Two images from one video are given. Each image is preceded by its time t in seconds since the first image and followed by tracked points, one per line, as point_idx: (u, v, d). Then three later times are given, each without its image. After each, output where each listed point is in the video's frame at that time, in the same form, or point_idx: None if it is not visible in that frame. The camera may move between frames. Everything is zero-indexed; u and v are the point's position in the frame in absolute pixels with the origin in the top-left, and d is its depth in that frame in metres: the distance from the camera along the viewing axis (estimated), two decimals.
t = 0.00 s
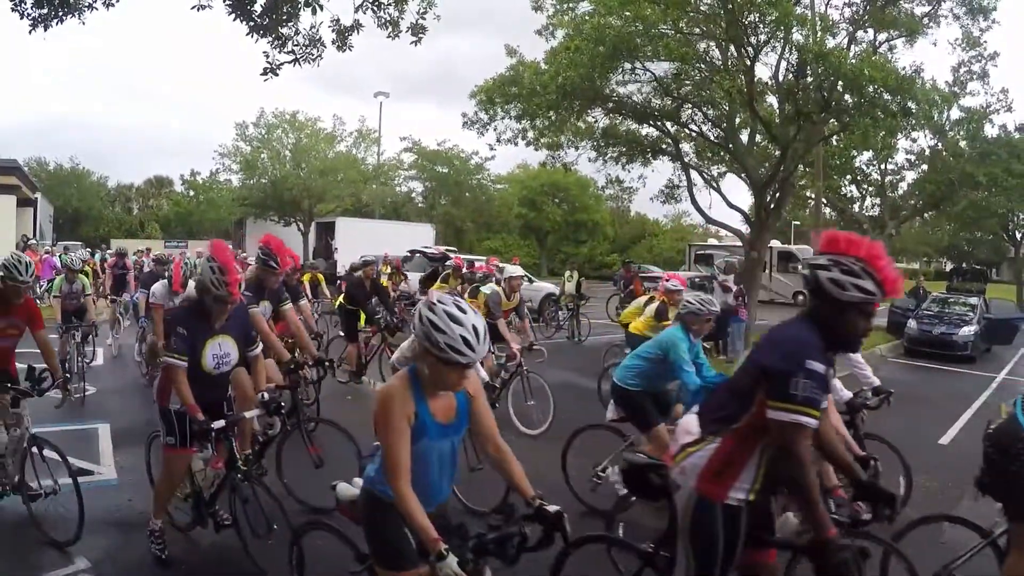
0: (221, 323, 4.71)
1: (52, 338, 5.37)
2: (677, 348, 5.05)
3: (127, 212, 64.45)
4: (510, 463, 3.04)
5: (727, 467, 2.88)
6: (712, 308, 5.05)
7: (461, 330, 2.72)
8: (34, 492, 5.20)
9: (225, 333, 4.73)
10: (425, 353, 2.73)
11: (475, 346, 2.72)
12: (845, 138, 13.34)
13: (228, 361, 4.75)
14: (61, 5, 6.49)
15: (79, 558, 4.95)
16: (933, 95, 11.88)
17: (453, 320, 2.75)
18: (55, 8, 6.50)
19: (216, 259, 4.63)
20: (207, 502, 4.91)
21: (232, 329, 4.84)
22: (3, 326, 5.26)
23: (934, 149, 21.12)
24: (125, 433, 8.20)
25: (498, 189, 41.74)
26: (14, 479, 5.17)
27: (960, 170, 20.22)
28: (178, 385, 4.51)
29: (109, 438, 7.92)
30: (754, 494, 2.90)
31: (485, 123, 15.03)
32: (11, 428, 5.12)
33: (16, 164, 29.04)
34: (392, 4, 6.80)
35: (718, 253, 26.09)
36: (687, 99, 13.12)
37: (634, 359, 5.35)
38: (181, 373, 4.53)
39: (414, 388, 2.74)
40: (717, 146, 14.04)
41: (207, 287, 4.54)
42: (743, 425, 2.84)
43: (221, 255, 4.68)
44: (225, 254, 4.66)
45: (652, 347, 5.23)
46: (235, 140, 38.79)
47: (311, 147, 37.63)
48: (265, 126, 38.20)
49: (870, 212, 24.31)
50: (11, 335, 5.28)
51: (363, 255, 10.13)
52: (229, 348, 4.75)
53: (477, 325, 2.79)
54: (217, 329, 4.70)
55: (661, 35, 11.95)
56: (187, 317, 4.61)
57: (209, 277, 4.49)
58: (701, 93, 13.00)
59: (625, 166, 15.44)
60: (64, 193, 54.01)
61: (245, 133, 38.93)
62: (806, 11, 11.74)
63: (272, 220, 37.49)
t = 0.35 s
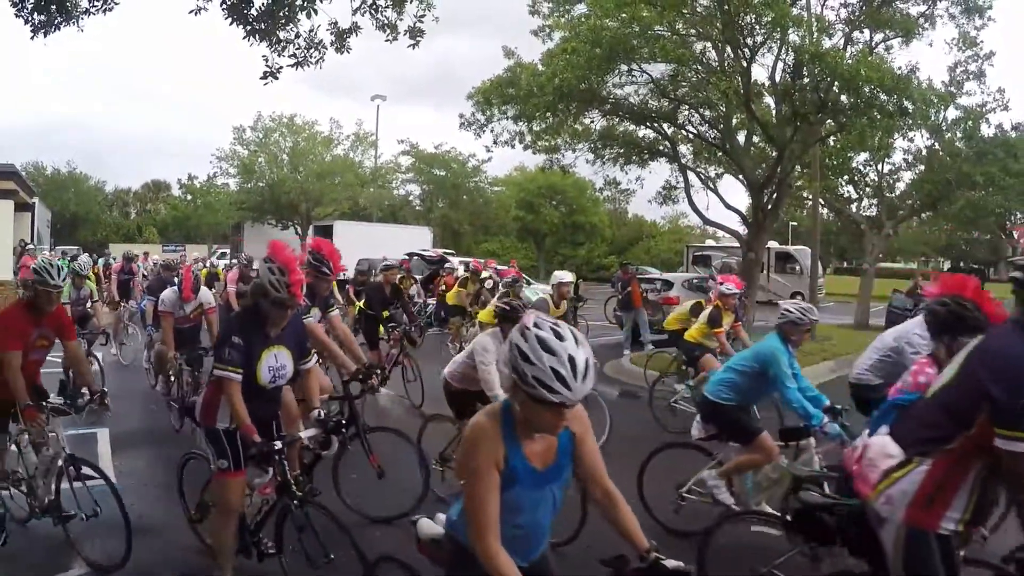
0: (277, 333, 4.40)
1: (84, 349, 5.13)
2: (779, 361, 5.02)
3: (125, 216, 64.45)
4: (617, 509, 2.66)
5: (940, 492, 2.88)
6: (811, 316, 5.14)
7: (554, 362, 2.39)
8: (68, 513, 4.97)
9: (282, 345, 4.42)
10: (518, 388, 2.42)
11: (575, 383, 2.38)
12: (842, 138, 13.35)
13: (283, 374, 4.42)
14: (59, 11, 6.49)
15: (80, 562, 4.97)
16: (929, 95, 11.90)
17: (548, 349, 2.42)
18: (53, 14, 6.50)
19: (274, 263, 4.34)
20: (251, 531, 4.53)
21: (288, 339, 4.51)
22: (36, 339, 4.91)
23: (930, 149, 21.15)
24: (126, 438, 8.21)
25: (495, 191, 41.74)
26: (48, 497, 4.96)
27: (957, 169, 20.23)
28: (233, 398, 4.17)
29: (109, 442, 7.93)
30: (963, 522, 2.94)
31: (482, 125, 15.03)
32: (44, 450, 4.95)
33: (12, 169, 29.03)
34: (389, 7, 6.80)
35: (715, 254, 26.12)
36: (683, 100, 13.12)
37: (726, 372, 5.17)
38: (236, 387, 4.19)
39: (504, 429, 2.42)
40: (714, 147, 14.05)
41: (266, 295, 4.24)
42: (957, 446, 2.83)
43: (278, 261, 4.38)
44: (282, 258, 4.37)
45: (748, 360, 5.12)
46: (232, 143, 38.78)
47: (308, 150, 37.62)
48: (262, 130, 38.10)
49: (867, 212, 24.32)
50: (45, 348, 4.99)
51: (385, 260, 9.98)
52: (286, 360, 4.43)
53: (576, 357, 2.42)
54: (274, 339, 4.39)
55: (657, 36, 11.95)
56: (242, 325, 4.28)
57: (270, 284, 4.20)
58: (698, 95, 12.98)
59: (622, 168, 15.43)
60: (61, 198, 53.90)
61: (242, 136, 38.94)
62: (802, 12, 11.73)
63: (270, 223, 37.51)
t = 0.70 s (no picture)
0: (323, 346, 3.78)
1: (112, 356, 4.73)
2: (883, 368, 4.69)
3: (115, 214, 64.21)
4: (766, 549, 2.43)
5: None
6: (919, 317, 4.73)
7: (722, 367, 2.15)
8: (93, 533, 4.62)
9: (329, 358, 3.81)
10: (681, 403, 2.18)
11: (740, 403, 2.14)
12: (833, 131, 13.37)
13: (334, 392, 3.81)
14: (46, 7, 6.44)
15: (68, 563, 4.92)
16: (919, 87, 11.90)
17: (719, 356, 2.19)
18: (41, 11, 6.46)
19: (319, 264, 3.70)
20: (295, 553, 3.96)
21: (333, 350, 3.90)
22: (55, 347, 4.51)
23: (921, 142, 21.20)
24: (116, 437, 8.16)
25: (487, 186, 41.69)
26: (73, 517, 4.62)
27: (947, 162, 20.26)
28: (274, 428, 3.56)
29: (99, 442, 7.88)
30: None
31: (472, 119, 15.01)
32: (69, 467, 4.62)
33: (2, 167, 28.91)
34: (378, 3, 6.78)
35: (707, 247, 26.15)
36: (673, 94, 13.12)
37: (827, 376, 4.94)
38: (275, 413, 3.60)
39: (665, 458, 2.16)
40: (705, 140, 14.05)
41: (311, 304, 3.61)
42: None
43: (322, 260, 3.71)
44: (326, 257, 3.72)
45: (851, 365, 4.83)
46: (223, 139, 38.67)
47: (299, 146, 37.53)
48: (252, 126, 38.01)
49: (858, 204, 24.37)
50: (67, 356, 4.60)
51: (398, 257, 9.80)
52: (334, 375, 3.81)
53: (753, 369, 2.18)
54: (317, 351, 3.77)
55: (647, 30, 11.93)
56: (283, 338, 3.66)
57: (314, 292, 3.57)
58: (688, 88, 12.97)
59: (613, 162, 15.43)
60: (51, 196, 53.66)
61: (232, 133, 38.82)
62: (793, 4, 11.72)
63: (261, 220, 37.42)
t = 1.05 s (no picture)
0: (403, 363, 3.02)
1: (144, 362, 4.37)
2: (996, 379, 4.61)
3: (109, 211, 64.01)
4: None
5: None
6: None
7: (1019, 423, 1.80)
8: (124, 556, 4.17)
9: (409, 379, 3.06)
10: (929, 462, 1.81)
11: None
12: (827, 130, 13.39)
13: (409, 419, 3.06)
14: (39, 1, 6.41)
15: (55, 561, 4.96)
16: (913, 87, 11.93)
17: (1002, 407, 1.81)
18: (34, 5, 6.42)
19: (398, 268, 3.03)
20: None
21: (415, 367, 3.14)
22: (87, 352, 4.09)
23: (915, 142, 21.25)
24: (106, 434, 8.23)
25: (481, 184, 41.64)
26: (104, 538, 4.16)
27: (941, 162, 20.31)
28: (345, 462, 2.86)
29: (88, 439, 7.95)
30: None
31: (467, 117, 15.00)
32: (99, 487, 4.11)
33: None
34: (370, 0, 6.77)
35: (700, 246, 26.20)
36: (668, 92, 13.11)
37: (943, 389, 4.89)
38: (347, 446, 2.89)
39: (899, 522, 1.80)
40: (700, 139, 14.06)
41: (388, 313, 2.88)
42: None
43: (401, 261, 3.02)
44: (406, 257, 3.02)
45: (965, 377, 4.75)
46: (217, 136, 38.62)
47: (293, 143, 37.49)
48: (246, 122, 37.95)
49: (851, 204, 24.43)
50: (99, 363, 4.19)
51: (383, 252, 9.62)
52: (412, 401, 3.06)
53: None
54: (394, 371, 3.00)
55: (643, 28, 11.91)
56: (353, 355, 2.91)
57: (392, 300, 2.86)
58: (683, 86, 12.95)
59: (608, 160, 15.42)
60: (44, 192, 53.35)
61: (226, 129, 38.77)
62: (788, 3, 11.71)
63: (255, 216, 37.31)
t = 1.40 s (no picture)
0: (542, 367, 2.95)
1: (189, 371, 4.23)
2: None
3: (107, 210, 63.86)
4: None
5: None
6: None
7: None
8: None
9: (548, 388, 2.97)
10: None
11: None
12: (825, 129, 13.40)
13: (548, 431, 2.98)
14: None
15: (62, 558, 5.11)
16: (912, 86, 11.93)
17: None
18: (34, 3, 6.44)
19: (548, 253, 2.94)
20: None
21: (555, 376, 3.06)
22: (130, 363, 3.93)
23: (914, 142, 21.25)
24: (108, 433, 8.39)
25: (480, 182, 41.57)
26: (148, 562, 3.96)
27: (939, 161, 20.32)
28: (483, 480, 2.79)
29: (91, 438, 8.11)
30: None
31: (465, 117, 15.00)
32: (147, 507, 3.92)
33: None
34: None
35: (699, 245, 26.23)
36: (667, 91, 13.13)
37: None
38: (486, 466, 2.81)
39: None
40: (698, 138, 14.07)
41: (541, 308, 2.84)
42: None
43: (555, 248, 2.93)
44: (562, 243, 2.93)
45: None
46: (215, 134, 38.57)
47: (292, 141, 37.47)
48: (245, 120, 37.89)
49: (850, 203, 24.43)
50: (144, 373, 4.03)
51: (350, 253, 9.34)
52: (552, 411, 2.98)
53: None
54: (535, 377, 2.93)
55: (641, 27, 11.90)
56: (500, 360, 2.84)
57: (548, 290, 2.84)
58: (682, 86, 12.95)
59: (606, 159, 15.43)
60: (41, 190, 53.16)
61: (225, 127, 38.72)
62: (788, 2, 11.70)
63: (252, 215, 37.23)
